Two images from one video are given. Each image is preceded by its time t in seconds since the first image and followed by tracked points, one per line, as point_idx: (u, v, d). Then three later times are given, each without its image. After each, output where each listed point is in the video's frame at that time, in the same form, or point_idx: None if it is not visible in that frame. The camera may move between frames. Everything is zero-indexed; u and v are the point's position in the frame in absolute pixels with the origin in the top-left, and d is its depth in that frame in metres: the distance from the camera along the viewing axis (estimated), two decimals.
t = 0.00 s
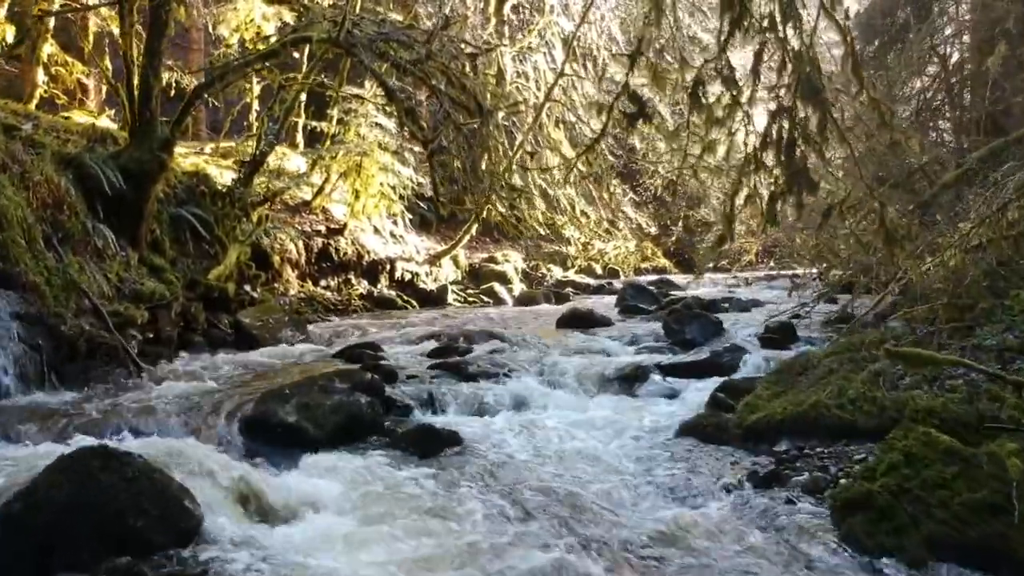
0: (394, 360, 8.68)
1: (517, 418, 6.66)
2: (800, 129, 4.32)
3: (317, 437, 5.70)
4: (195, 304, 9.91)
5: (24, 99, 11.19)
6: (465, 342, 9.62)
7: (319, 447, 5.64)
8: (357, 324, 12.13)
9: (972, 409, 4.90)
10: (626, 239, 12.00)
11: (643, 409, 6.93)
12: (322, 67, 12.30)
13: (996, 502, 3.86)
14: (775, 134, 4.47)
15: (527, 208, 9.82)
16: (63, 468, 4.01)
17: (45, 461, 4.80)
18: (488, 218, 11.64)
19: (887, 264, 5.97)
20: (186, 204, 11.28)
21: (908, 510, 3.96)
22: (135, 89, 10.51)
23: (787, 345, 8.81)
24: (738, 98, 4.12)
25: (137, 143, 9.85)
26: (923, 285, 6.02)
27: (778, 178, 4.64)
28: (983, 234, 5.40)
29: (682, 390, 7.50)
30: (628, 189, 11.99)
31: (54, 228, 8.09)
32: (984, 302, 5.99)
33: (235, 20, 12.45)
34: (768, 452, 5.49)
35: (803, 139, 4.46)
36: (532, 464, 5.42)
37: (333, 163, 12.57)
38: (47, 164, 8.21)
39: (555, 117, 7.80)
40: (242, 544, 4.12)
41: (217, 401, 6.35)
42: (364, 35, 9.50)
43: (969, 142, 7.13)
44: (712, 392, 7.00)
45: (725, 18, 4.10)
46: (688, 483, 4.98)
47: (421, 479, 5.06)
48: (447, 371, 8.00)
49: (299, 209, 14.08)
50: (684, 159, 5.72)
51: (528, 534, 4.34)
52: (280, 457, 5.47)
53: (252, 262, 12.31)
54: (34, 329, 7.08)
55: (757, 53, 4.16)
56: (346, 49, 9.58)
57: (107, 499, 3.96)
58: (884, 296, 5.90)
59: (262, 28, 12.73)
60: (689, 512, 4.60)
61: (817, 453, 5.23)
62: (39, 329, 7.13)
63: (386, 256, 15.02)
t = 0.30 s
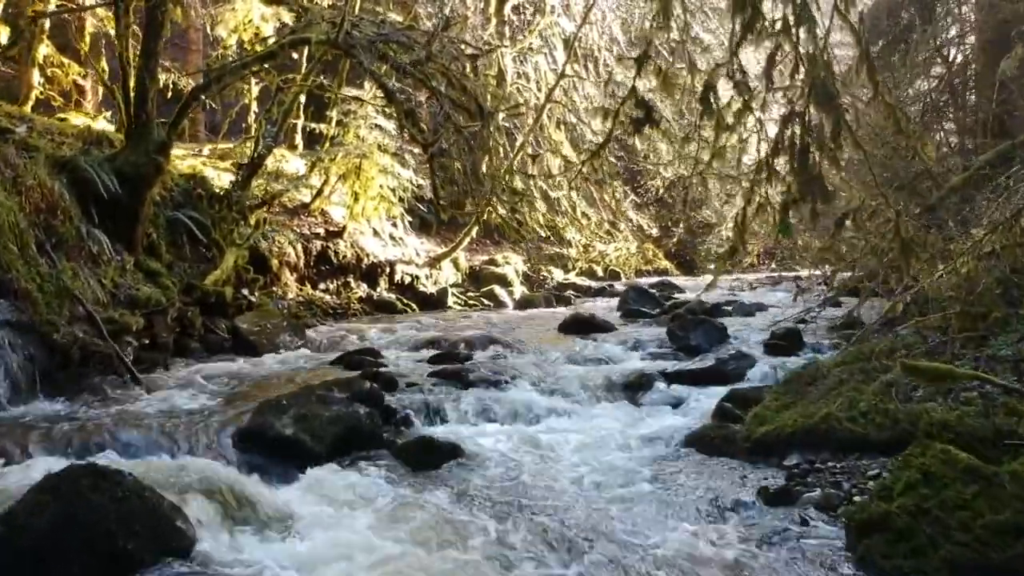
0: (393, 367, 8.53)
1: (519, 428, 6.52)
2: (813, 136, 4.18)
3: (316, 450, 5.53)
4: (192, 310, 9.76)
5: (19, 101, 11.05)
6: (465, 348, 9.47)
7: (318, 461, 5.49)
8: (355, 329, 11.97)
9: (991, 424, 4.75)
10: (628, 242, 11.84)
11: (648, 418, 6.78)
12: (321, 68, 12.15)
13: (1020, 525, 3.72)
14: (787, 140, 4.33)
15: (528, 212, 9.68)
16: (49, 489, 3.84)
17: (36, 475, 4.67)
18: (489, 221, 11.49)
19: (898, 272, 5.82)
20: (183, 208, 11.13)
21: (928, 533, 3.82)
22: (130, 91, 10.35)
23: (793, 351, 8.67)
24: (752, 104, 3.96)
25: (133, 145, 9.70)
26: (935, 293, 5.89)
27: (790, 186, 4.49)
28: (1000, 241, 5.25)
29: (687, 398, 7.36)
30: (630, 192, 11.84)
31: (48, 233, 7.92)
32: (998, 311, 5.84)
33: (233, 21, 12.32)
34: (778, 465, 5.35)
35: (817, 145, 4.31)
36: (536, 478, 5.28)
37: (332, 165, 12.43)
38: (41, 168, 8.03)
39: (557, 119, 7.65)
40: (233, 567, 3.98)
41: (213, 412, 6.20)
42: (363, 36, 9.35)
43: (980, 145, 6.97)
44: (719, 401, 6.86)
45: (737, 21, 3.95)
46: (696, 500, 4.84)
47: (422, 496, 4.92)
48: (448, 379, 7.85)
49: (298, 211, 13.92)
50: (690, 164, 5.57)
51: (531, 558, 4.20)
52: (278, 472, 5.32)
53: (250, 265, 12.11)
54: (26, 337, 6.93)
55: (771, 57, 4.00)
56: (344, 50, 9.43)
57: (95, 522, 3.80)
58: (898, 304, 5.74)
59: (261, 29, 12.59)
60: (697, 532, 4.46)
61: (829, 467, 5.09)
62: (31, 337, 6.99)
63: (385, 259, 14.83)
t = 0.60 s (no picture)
0: (393, 374, 8.39)
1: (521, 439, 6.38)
2: (825, 142, 4.04)
3: (313, 463, 5.39)
4: (188, 315, 9.64)
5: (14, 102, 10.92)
6: (466, 354, 9.34)
7: (314, 476, 5.35)
8: (354, 333, 11.83)
9: (1008, 441, 4.62)
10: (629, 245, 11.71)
11: (653, 428, 6.64)
12: (320, 69, 12.02)
13: None
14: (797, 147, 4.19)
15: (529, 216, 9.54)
16: (35, 510, 3.72)
17: (26, 491, 4.54)
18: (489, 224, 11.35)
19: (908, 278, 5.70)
20: (179, 211, 10.99)
21: (948, 554, 3.68)
22: (125, 93, 10.14)
23: (798, 357, 8.55)
24: (764, 110, 3.81)
25: (128, 148, 9.56)
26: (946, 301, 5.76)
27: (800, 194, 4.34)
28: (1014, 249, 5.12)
29: (692, 407, 7.22)
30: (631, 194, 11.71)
31: (41, 238, 7.77)
32: (1011, 320, 5.72)
33: (231, 22, 12.19)
34: (787, 479, 5.22)
35: (828, 151, 4.18)
36: (538, 494, 5.15)
37: (332, 167, 12.37)
38: (34, 172, 7.87)
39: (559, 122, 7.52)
40: None
41: (208, 423, 6.06)
42: (361, 37, 9.21)
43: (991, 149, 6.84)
44: (724, 410, 6.72)
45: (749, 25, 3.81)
46: (704, 518, 4.71)
47: (422, 514, 4.79)
48: (448, 386, 7.70)
49: (296, 213, 13.79)
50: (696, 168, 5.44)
51: None
52: (274, 487, 5.17)
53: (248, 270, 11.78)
54: (17, 346, 6.82)
55: (784, 61, 3.85)
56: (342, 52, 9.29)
57: (81, 545, 3.66)
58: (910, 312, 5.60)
59: (259, 30, 12.46)
60: (706, 552, 4.33)
61: (840, 482, 4.95)
62: (22, 345, 6.87)
63: (384, 263, 14.63)
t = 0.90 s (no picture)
0: (392, 380, 8.27)
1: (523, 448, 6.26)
2: (837, 147, 3.92)
3: (310, 474, 5.25)
4: (185, 319, 9.52)
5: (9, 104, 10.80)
6: (466, 359, 9.21)
7: (311, 487, 5.21)
8: (353, 336, 11.69)
9: None
10: (631, 247, 11.60)
11: (657, 437, 6.52)
12: (318, 70, 11.89)
13: None
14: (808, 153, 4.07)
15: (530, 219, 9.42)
16: (23, 527, 3.64)
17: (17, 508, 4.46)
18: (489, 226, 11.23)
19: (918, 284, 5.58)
20: (176, 214, 10.86)
21: None
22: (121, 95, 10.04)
23: (803, 363, 8.43)
24: (776, 114, 3.68)
25: (124, 151, 9.44)
26: (957, 307, 5.64)
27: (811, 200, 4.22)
28: None
29: (696, 414, 7.10)
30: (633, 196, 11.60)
31: (34, 242, 7.64)
32: None
33: (229, 22, 12.08)
34: (795, 492, 5.10)
35: (840, 158, 4.05)
36: (540, 508, 5.03)
37: (331, 169, 12.24)
38: (28, 175, 7.74)
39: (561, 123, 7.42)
40: None
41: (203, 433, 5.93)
42: (360, 38, 9.08)
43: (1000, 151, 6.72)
44: (730, 418, 6.59)
45: (759, 27, 3.69)
46: (710, 534, 4.59)
47: (422, 529, 4.67)
48: (448, 393, 7.58)
49: (295, 216, 13.66)
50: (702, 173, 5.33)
51: None
52: (270, 501, 5.05)
53: (246, 272, 11.70)
54: (10, 352, 6.68)
55: (796, 63, 3.73)
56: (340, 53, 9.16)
57: (70, 562, 3.58)
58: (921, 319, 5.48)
59: (258, 30, 12.35)
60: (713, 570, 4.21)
61: (850, 494, 4.83)
62: (15, 351, 6.73)
63: (383, 265, 14.52)
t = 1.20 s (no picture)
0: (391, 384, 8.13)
1: (524, 454, 6.13)
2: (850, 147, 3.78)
3: (305, 482, 5.11)
4: (181, 321, 9.38)
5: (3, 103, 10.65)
6: (466, 363, 9.07)
7: (306, 496, 5.08)
8: (351, 339, 11.54)
9: None
10: (633, 249, 11.46)
11: (662, 443, 6.38)
12: (317, 69, 11.74)
13: None
14: (819, 154, 3.93)
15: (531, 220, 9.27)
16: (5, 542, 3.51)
17: None
18: (489, 227, 11.09)
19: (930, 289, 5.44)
20: (172, 215, 10.72)
21: None
22: (116, 95, 9.90)
23: (808, 367, 8.29)
24: (788, 113, 3.54)
25: (119, 151, 9.30)
26: (970, 313, 5.50)
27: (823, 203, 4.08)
28: None
29: (701, 420, 6.96)
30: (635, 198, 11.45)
31: (26, 244, 7.49)
32: None
33: (227, 21, 11.95)
34: (804, 501, 4.96)
35: (853, 159, 3.92)
36: (542, 519, 4.89)
37: (330, 169, 11.97)
38: (20, 176, 7.59)
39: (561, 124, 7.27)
40: None
41: (197, 441, 5.79)
42: (359, 36, 8.93)
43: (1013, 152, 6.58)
44: (736, 424, 6.46)
45: (770, 22, 3.56)
46: (717, 548, 4.46)
47: (420, 543, 4.54)
48: (448, 397, 7.44)
49: (294, 216, 13.52)
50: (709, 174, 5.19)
51: None
52: (265, 511, 4.92)
53: (244, 273, 11.57)
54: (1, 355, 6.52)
55: (808, 60, 3.59)
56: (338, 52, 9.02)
57: None
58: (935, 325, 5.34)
59: (256, 29, 12.21)
60: None
61: (861, 505, 4.69)
62: (6, 353, 6.56)
63: (383, 266, 14.38)
